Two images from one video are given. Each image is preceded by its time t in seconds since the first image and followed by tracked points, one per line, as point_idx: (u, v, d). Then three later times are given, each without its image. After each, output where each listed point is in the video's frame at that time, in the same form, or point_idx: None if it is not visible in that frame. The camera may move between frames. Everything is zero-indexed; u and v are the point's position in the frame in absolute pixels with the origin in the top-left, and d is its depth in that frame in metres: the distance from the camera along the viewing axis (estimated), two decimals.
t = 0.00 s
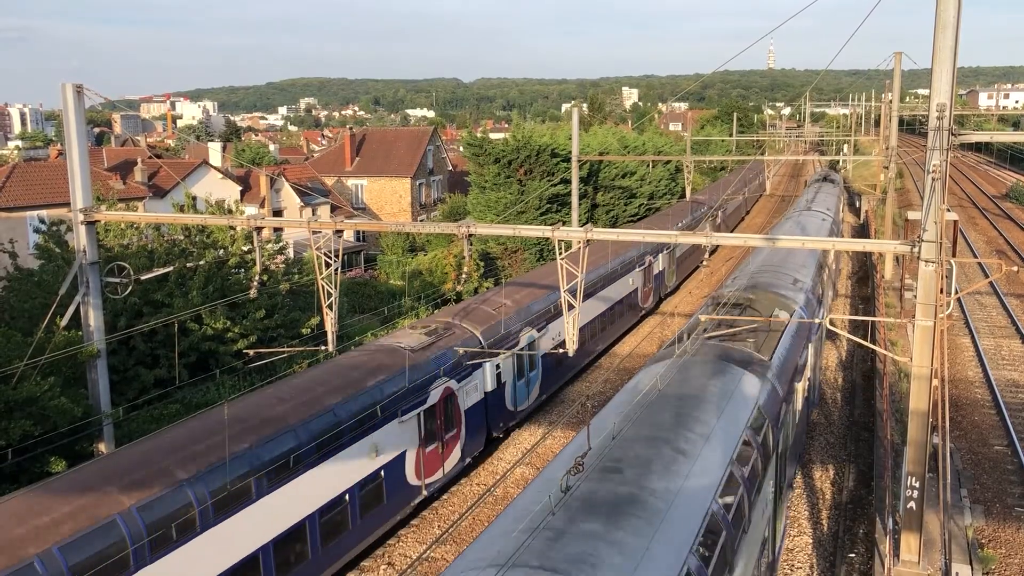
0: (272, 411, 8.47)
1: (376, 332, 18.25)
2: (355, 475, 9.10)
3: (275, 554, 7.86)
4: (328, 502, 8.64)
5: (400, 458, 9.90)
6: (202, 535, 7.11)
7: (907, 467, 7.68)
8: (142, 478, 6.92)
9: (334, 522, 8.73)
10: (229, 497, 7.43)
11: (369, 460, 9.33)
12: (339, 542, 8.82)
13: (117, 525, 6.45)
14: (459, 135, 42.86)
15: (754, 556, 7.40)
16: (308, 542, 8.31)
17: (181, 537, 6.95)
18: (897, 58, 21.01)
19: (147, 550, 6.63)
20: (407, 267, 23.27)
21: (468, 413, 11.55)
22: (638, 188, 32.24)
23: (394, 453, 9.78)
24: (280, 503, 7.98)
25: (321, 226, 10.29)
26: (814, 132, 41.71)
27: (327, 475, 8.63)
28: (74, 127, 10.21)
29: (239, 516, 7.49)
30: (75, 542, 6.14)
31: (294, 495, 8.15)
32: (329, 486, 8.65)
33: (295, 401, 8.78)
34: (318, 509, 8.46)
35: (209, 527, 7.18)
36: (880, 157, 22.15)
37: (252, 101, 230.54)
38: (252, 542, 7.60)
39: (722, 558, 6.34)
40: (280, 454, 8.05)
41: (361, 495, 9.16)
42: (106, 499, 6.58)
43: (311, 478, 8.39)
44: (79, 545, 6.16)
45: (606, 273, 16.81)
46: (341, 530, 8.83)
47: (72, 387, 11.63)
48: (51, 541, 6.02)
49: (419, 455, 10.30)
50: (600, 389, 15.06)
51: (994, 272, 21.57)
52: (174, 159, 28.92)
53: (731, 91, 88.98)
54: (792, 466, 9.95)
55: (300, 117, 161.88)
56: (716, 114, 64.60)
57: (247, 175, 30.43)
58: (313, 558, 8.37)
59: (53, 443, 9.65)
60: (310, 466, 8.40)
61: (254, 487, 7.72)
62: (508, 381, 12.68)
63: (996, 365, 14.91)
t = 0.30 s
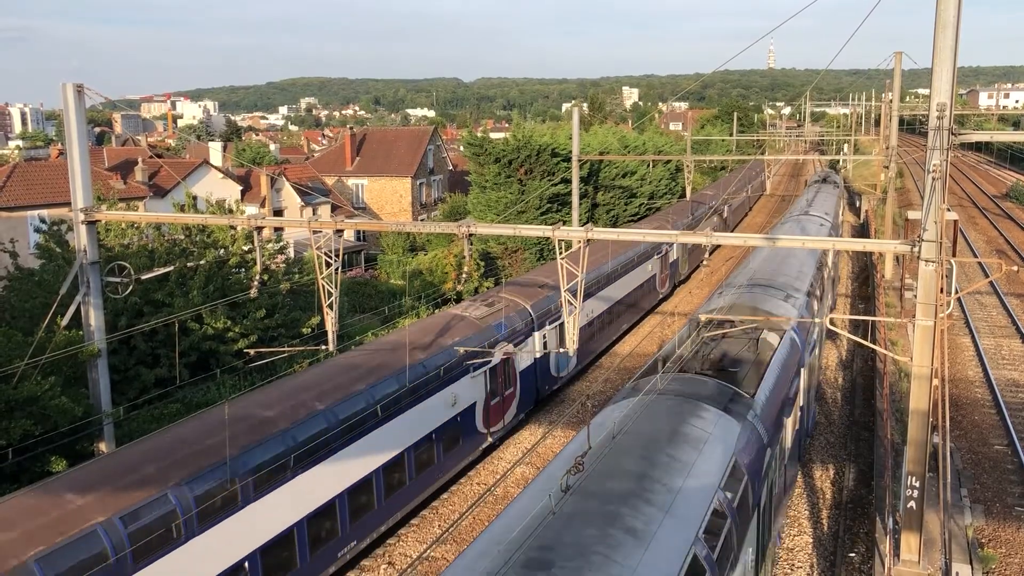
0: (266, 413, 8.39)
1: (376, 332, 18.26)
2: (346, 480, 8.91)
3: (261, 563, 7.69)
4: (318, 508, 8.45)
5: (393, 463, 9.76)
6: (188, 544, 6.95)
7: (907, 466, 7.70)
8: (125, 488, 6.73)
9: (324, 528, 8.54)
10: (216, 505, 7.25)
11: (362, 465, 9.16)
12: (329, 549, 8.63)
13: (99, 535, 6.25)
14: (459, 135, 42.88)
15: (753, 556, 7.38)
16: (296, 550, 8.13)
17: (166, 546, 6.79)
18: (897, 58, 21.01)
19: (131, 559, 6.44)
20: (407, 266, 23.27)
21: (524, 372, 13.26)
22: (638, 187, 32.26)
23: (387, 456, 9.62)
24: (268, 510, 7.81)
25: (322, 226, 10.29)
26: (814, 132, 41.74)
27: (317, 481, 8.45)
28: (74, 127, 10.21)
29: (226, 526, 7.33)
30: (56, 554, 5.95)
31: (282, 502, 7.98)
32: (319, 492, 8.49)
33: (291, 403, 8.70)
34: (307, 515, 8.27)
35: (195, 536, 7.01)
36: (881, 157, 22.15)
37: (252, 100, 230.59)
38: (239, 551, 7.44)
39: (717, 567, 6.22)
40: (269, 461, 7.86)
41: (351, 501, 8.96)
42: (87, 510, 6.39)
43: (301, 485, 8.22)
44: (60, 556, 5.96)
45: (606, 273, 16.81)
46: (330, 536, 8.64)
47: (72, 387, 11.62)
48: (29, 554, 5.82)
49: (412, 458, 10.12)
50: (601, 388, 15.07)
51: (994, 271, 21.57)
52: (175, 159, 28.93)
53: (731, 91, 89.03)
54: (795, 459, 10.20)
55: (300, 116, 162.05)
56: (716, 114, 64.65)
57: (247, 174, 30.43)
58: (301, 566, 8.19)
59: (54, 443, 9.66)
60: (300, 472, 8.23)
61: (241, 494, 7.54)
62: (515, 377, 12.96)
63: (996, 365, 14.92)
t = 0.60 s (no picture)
0: (265, 414, 8.37)
1: (376, 332, 18.26)
2: (339, 485, 8.76)
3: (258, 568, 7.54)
4: (311, 513, 8.31)
5: (383, 468, 9.55)
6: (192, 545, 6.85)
7: (907, 466, 7.71)
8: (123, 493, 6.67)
9: (318, 533, 8.39)
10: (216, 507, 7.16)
11: (356, 469, 9.04)
12: (323, 554, 8.49)
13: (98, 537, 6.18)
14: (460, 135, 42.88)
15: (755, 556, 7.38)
16: (292, 555, 8.00)
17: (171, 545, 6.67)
18: (897, 58, 21.02)
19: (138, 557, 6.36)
20: (407, 266, 23.26)
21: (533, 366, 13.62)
22: (638, 187, 32.28)
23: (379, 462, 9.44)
24: (266, 513, 7.73)
25: (321, 226, 10.29)
26: (814, 132, 41.75)
27: (311, 486, 8.33)
28: (74, 127, 10.22)
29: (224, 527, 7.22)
30: (64, 552, 5.94)
31: (276, 506, 7.84)
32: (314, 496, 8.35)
33: (290, 404, 8.68)
34: (300, 521, 8.12)
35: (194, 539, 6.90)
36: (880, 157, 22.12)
37: (252, 100, 230.77)
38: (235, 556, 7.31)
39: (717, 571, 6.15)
40: (262, 464, 7.77)
41: (341, 507, 8.77)
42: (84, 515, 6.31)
43: (295, 489, 8.09)
44: (61, 561, 5.88)
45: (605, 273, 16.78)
46: (322, 542, 8.49)
47: (73, 386, 11.63)
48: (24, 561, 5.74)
49: (404, 463, 9.95)
50: (601, 388, 15.06)
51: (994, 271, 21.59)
52: (174, 159, 28.94)
53: (732, 91, 89.02)
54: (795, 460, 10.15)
55: (300, 116, 162.05)
56: (716, 114, 64.67)
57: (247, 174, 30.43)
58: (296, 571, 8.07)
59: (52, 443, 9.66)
60: (293, 476, 8.09)
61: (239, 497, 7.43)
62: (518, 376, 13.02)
63: (996, 365, 14.93)
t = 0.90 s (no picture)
0: (265, 414, 8.36)
1: (376, 332, 18.24)
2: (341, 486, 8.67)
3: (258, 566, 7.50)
4: (314, 512, 8.24)
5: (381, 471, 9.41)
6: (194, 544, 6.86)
7: (907, 466, 7.70)
8: (117, 493, 6.66)
9: (320, 533, 8.34)
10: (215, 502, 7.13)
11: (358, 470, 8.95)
12: (326, 554, 8.44)
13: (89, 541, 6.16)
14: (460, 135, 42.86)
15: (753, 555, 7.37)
16: (294, 555, 7.94)
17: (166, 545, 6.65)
18: (897, 58, 21.01)
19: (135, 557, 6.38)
20: (407, 266, 23.24)
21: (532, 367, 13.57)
22: (638, 187, 32.30)
23: (378, 463, 9.34)
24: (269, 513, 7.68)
25: (321, 226, 10.27)
26: (814, 132, 41.73)
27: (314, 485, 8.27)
28: (73, 127, 10.21)
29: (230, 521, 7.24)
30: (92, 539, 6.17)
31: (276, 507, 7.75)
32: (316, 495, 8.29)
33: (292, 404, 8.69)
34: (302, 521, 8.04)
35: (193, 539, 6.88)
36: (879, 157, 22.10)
37: (252, 100, 230.76)
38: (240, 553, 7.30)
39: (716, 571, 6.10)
40: (263, 465, 7.70)
41: (327, 523, 8.46)
42: (69, 519, 6.25)
43: (301, 488, 8.08)
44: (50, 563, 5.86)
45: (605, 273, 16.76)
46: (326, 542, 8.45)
47: (73, 386, 11.62)
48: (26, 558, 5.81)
49: (404, 465, 9.86)
50: (601, 388, 15.05)
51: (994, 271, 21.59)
52: (174, 158, 28.92)
53: (732, 91, 88.99)
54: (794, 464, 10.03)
55: (299, 116, 162.03)
56: (716, 113, 64.66)
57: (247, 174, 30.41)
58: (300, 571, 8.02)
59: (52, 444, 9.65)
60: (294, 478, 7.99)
61: (242, 493, 7.38)
62: (517, 376, 12.97)
63: (996, 365, 14.92)
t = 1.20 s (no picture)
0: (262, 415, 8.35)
1: (376, 331, 18.26)
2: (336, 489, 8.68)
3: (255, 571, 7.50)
4: (311, 515, 8.26)
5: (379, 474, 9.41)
6: (188, 547, 6.87)
7: (906, 466, 7.71)
8: (108, 497, 6.60)
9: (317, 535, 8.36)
10: (206, 510, 7.10)
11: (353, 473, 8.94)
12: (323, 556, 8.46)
13: (71, 547, 6.06)
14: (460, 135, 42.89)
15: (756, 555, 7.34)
16: (291, 557, 7.95)
17: (147, 558, 6.55)
18: (897, 58, 21.03)
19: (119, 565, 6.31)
20: (407, 266, 23.24)
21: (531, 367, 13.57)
22: (638, 187, 32.32)
23: (375, 466, 9.33)
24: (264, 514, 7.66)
25: (321, 225, 10.28)
26: (813, 132, 41.77)
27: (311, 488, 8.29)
28: (74, 127, 10.21)
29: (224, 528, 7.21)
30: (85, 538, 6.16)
31: (271, 512, 7.76)
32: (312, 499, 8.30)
33: (293, 404, 8.68)
34: (298, 524, 8.06)
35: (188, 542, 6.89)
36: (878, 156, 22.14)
37: (252, 100, 231.01)
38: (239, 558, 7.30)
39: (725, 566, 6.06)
40: (259, 467, 7.72)
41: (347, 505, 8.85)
42: (67, 517, 6.26)
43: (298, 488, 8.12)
44: (32, 567, 5.77)
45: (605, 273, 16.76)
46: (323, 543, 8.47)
47: (73, 386, 11.62)
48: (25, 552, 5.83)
49: (402, 466, 9.86)
50: (601, 388, 15.07)
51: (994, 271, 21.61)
52: (174, 159, 28.93)
53: (732, 90, 89.08)
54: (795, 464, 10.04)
55: (299, 116, 162.20)
56: (716, 113, 64.71)
57: (247, 174, 30.41)
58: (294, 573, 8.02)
59: (53, 443, 9.66)
60: (289, 481, 8.02)
61: (235, 498, 7.40)
62: (517, 376, 13.00)
63: (997, 364, 14.93)
